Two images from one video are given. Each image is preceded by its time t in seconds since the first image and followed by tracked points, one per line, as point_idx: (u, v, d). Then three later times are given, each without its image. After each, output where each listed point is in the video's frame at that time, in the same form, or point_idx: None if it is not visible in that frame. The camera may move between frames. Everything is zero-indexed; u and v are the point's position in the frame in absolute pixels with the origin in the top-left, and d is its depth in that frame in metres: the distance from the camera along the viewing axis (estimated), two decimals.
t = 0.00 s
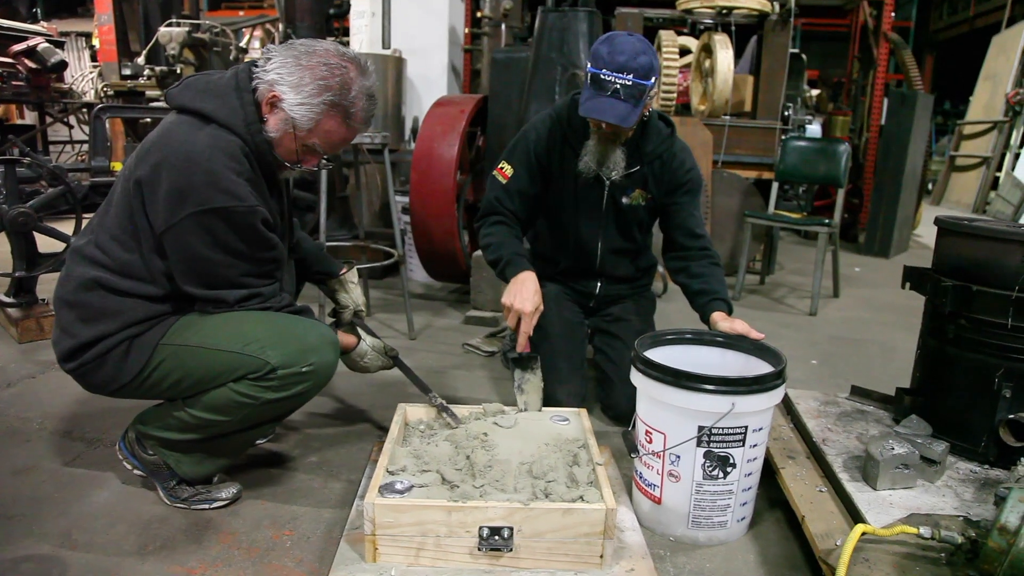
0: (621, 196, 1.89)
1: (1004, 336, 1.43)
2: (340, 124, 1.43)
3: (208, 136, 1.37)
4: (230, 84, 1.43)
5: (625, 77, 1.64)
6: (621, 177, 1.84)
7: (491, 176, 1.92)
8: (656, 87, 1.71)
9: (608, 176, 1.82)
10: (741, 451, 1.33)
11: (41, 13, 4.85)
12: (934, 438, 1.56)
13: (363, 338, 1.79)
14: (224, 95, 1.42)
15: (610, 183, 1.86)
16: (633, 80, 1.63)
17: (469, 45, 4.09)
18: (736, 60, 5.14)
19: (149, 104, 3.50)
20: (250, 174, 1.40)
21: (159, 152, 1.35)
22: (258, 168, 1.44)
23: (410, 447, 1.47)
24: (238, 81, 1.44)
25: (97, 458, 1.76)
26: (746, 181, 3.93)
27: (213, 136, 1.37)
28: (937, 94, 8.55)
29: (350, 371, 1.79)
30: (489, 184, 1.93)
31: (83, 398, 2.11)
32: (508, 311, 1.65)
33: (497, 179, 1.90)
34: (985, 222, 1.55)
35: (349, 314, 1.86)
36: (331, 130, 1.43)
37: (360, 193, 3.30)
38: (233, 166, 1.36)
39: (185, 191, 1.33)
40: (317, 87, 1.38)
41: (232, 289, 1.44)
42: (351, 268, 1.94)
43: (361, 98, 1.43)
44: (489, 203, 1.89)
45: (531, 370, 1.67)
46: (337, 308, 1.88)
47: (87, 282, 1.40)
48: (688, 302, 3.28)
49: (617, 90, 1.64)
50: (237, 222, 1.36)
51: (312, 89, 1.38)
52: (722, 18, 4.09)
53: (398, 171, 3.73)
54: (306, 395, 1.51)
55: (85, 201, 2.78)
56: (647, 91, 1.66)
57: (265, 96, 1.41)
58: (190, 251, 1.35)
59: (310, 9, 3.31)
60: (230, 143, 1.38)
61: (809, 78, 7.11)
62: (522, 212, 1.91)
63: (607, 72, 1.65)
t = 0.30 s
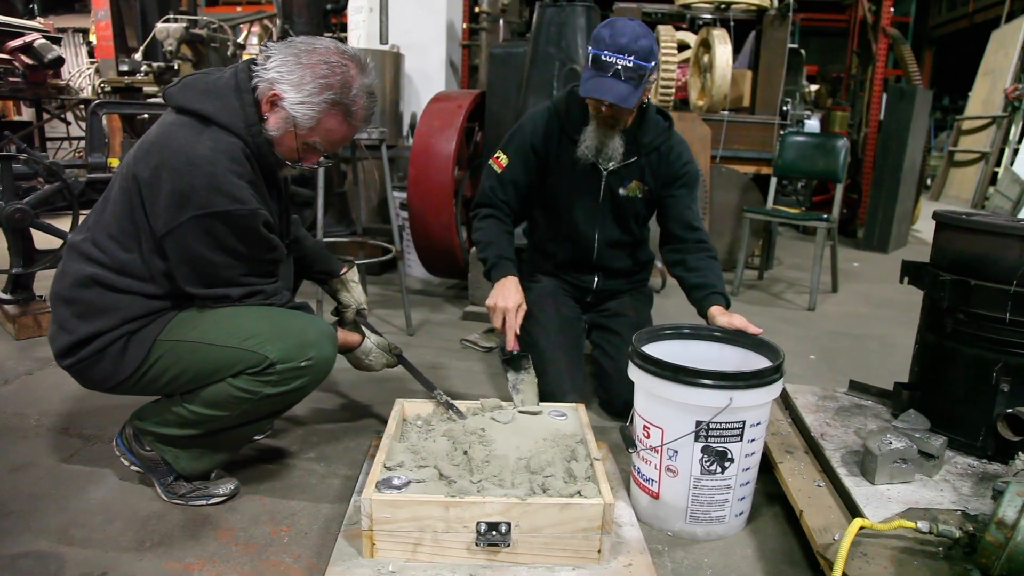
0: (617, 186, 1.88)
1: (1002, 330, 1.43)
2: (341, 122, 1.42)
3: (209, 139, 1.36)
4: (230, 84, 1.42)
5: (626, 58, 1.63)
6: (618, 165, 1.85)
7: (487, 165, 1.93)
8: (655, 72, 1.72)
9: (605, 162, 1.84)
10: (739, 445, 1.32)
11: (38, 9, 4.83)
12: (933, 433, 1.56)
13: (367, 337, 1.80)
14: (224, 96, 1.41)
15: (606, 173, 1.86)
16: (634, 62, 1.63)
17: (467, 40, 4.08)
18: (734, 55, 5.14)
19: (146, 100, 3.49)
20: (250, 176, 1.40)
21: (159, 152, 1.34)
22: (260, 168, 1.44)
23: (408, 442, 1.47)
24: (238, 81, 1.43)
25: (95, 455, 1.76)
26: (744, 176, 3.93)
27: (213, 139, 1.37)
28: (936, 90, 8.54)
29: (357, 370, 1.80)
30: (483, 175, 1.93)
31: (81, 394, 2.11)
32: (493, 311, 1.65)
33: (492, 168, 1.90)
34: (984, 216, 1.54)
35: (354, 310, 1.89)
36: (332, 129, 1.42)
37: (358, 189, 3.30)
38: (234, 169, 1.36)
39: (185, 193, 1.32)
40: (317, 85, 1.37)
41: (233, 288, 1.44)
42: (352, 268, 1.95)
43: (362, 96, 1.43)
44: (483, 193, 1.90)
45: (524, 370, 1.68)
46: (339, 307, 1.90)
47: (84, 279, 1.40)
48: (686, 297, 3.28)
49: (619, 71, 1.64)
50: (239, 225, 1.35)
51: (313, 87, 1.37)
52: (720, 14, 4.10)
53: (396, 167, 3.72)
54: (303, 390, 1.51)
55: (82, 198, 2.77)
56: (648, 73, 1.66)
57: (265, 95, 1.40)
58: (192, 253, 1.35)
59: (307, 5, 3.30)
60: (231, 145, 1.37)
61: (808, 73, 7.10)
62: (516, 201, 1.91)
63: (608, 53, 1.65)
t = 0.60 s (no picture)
0: (617, 183, 1.88)
1: (1004, 326, 1.42)
2: (344, 121, 1.42)
3: (212, 140, 1.36)
4: (232, 83, 1.42)
5: (622, 54, 1.63)
6: (616, 162, 1.84)
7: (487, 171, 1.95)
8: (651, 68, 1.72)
9: (604, 159, 1.83)
10: (740, 442, 1.32)
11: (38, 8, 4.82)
12: (935, 429, 1.55)
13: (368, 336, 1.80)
14: (227, 96, 1.40)
15: (605, 171, 1.86)
16: (631, 58, 1.62)
17: (467, 37, 4.07)
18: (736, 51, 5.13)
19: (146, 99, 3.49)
20: (254, 175, 1.40)
21: (161, 153, 1.34)
22: (262, 166, 1.44)
23: (409, 440, 1.47)
24: (240, 81, 1.42)
25: (96, 452, 1.76)
26: (745, 173, 3.92)
27: (217, 140, 1.36)
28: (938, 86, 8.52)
29: (359, 371, 1.80)
30: (485, 180, 1.95)
31: (81, 393, 2.10)
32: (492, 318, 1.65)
33: (492, 174, 1.92)
34: (986, 212, 1.54)
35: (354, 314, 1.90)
36: (335, 127, 1.42)
37: (358, 186, 3.29)
38: (238, 168, 1.36)
39: (188, 192, 1.32)
40: (321, 84, 1.37)
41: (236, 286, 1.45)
42: (353, 274, 1.97)
43: (365, 95, 1.42)
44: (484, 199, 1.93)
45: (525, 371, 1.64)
46: (340, 311, 1.91)
47: (86, 277, 1.39)
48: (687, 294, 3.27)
49: (615, 67, 1.63)
50: (242, 224, 1.36)
51: (317, 86, 1.37)
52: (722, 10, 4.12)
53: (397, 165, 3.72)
54: (305, 387, 1.51)
55: (83, 196, 2.77)
56: (644, 69, 1.65)
57: (268, 94, 1.40)
58: (195, 252, 1.35)
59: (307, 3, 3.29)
60: (234, 145, 1.37)
61: (809, 69, 7.08)
62: (516, 203, 1.93)
63: (603, 49, 1.64)
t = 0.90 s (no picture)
0: (615, 185, 1.88)
1: (1004, 328, 1.42)
2: (348, 121, 1.42)
3: (216, 139, 1.36)
4: (236, 83, 1.42)
5: (621, 53, 1.63)
6: (615, 164, 1.84)
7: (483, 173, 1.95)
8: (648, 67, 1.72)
9: (602, 161, 1.83)
10: (739, 444, 1.32)
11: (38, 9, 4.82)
12: (934, 431, 1.55)
13: (373, 344, 1.76)
14: (230, 95, 1.40)
15: (604, 173, 1.86)
16: (630, 57, 1.63)
17: (467, 38, 4.07)
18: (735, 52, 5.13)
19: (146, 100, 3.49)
20: (256, 174, 1.40)
21: (164, 152, 1.34)
22: (265, 166, 1.44)
23: (407, 442, 1.47)
24: (244, 81, 1.42)
25: (94, 454, 1.76)
26: (745, 174, 3.92)
27: (221, 138, 1.36)
28: (937, 86, 8.52)
29: (365, 380, 1.76)
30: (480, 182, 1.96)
31: (80, 395, 2.10)
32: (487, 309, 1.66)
33: (489, 176, 1.93)
34: (985, 213, 1.54)
35: (360, 326, 1.88)
36: (339, 127, 1.42)
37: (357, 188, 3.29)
38: (240, 167, 1.36)
39: (191, 191, 1.32)
40: (325, 85, 1.37)
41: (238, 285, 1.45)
42: (358, 284, 1.93)
43: (368, 95, 1.42)
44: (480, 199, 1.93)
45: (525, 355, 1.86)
46: (347, 325, 1.89)
47: (88, 276, 1.39)
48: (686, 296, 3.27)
49: (615, 66, 1.63)
50: (244, 223, 1.36)
51: (321, 87, 1.37)
52: (722, 11, 4.10)
53: (396, 166, 3.72)
54: (304, 388, 1.51)
55: (82, 198, 2.77)
56: (643, 66, 1.66)
57: (272, 94, 1.40)
58: (197, 251, 1.35)
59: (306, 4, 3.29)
60: (238, 145, 1.37)
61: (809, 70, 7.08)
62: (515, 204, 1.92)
63: (602, 50, 1.64)
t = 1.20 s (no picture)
0: (604, 183, 1.88)
1: (989, 325, 1.44)
2: (336, 117, 1.41)
3: (203, 134, 1.35)
4: (224, 79, 1.41)
5: (614, 48, 1.63)
6: (604, 161, 1.84)
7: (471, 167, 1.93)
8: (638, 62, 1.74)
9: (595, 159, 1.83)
10: (727, 442, 1.32)
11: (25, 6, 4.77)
12: (921, 428, 1.56)
13: (363, 342, 1.72)
14: (218, 92, 1.39)
15: (592, 170, 1.86)
16: (623, 51, 1.63)
17: (457, 38, 4.07)
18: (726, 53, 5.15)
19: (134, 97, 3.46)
20: (243, 170, 1.39)
21: (150, 147, 1.33)
22: (252, 163, 1.43)
23: (395, 440, 1.46)
24: (232, 77, 1.41)
25: (80, 454, 1.74)
26: (735, 174, 3.94)
27: (208, 134, 1.35)
28: (925, 88, 8.59)
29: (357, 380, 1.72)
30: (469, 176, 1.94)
31: (65, 394, 2.08)
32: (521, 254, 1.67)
33: (477, 170, 1.90)
34: (971, 212, 1.55)
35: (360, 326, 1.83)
36: (328, 123, 1.41)
37: (347, 186, 3.28)
38: (226, 162, 1.35)
39: (176, 186, 1.31)
40: (314, 80, 1.36)
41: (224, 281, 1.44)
42: (356, 284, 1.89)
43: (357, 91, 1.42)
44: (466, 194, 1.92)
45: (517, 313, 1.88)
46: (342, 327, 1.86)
47: (71, 271, 1.38)
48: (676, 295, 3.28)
49: (610, 61, 1.63)
50: (229, 219, 1.35)
51: (309, 82, 1.36)
52: (711, 11, 4.10)
53: (386, 165, 3.71)
54: (288, 382, 1.49)
55: (69, 196, 2.74)
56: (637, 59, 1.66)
57: (260, 90, 1.39)
58: (183, 246, 1.34)
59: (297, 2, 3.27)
60: (225, 140, 1.36)
61: (799, 71, 7.12)
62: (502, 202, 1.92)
63: (595, 46, 1.64)
